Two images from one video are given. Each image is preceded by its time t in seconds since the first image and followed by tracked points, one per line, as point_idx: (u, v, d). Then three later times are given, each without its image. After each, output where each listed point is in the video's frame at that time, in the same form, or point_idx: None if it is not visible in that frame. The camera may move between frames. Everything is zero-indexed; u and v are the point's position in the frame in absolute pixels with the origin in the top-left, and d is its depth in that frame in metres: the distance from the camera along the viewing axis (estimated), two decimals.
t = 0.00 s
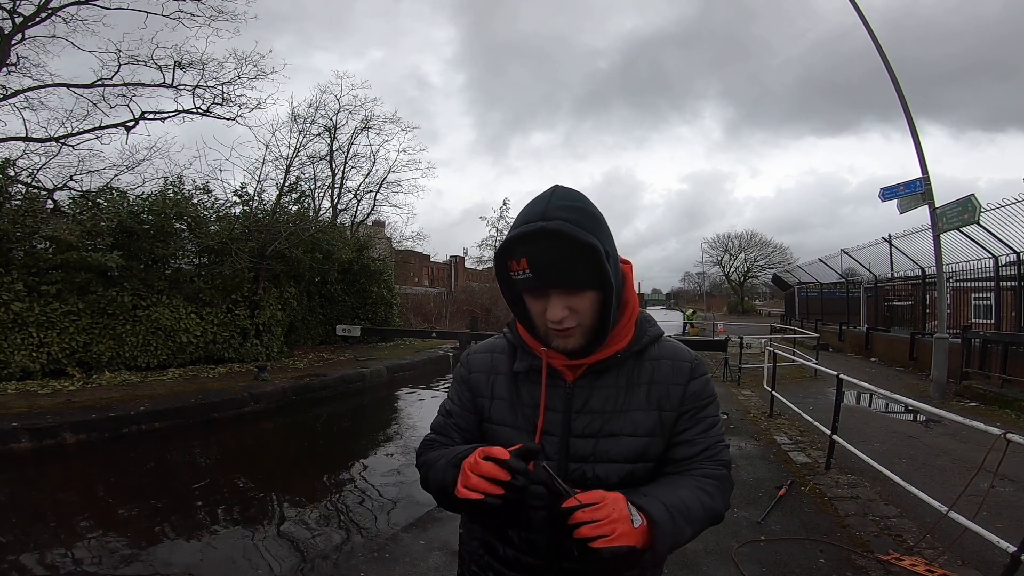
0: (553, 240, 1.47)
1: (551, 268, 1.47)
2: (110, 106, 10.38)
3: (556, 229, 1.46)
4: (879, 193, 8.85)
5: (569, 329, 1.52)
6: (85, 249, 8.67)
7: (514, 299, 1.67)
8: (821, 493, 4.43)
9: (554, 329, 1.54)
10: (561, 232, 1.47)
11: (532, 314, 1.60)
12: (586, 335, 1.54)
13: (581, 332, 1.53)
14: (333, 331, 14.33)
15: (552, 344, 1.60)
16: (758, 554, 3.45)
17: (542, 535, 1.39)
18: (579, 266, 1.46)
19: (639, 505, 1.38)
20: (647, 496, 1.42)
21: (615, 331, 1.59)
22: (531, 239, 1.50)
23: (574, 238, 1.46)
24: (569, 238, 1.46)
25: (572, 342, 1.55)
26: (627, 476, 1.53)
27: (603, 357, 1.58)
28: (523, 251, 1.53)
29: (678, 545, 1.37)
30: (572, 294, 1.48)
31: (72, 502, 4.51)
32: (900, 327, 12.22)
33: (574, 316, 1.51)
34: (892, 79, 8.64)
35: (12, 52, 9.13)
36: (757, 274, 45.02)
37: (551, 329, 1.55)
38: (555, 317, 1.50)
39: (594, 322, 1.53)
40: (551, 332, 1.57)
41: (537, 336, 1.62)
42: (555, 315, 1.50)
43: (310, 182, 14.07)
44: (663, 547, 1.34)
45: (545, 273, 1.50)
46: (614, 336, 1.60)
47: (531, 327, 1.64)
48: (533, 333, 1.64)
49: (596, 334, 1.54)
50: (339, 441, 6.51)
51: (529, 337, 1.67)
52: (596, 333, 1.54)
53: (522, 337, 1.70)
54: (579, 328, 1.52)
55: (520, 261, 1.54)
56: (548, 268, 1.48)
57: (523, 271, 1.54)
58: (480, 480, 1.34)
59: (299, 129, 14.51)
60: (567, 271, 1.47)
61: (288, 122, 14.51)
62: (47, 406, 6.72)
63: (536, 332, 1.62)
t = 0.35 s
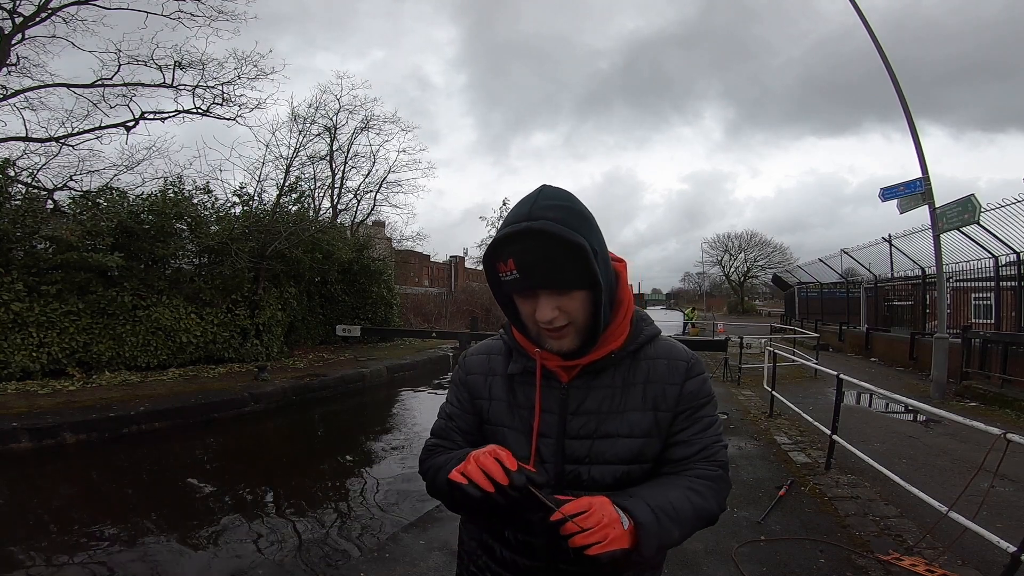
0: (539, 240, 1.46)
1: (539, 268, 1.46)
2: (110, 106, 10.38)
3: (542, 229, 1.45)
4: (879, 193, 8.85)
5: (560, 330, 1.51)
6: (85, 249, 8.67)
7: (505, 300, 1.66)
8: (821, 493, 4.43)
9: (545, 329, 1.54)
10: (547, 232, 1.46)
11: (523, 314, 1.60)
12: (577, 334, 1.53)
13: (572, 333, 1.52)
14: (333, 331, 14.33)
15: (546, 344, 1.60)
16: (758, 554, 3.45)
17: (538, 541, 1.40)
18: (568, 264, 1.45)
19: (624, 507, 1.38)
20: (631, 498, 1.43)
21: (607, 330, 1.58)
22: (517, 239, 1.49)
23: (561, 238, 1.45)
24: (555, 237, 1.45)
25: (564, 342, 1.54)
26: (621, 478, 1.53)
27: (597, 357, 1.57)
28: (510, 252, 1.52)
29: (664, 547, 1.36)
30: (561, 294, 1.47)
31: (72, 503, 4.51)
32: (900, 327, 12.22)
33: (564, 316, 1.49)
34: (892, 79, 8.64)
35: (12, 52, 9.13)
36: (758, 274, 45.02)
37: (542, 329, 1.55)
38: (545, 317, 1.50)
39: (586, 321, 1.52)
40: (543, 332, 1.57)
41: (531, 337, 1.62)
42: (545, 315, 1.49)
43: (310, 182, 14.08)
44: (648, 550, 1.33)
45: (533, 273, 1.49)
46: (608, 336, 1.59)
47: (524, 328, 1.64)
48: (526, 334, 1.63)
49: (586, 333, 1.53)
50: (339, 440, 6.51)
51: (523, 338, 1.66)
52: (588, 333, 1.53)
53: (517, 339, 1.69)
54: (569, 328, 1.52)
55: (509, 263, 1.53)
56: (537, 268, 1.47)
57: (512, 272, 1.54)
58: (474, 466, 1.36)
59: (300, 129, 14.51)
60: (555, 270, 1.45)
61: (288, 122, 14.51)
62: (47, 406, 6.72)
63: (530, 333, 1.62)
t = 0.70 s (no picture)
0: (540, 240, 1.47)
1: (541, 269, 1.46)
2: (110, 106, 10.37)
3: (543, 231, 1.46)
4: (879, 193, 8.85)
5: (562, 332, 1.51)
6: (85, 249, 8.66)
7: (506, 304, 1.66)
8: (821, 493, 4.42)
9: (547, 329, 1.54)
10: (550, 232, 1.46)
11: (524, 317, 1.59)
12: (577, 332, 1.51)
13: (574, 334, 1.52)
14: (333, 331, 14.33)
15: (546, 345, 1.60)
16: (759, 554, 3.45)
17: (533, 545, 1.40)
18: (571, 266, 1.45)
19: (621, 517, 1.37)
20: (628, 505, 1.42)
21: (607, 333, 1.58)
22: (520, 239, 1.49)
23: (564, 238, 1.45)
24: (559, 238, 1.45)
25: (566, 344, 1.54)
26: (620, 480, 1.53)
27: (598, 359, 1.57)
28: (511, 254, 1.52)
29: (660, 553, 1.37)
30: (563, 296, 1.47)
31: (72, 503, 4.50)
32: (900, 327, 12.22)
33: (566, 317, 1.49)
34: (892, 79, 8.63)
35: (12, 52, 9.12)
36: (758, 274, 45.01)
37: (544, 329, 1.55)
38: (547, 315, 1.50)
39: (586, 322, 1.52)
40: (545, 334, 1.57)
41: (532, 339, 1.61)
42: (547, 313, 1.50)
43: (310, 182, 14.08)
44: (645, 557, 1.33)
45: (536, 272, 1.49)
46: (610, 337, 1.59)
47: (525, 329, 1.63)
48: (527, 335, 1.63)
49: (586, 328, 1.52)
50: (339, 441, 6.51)
51: (523, 339, 1.66)
52: (589, 335, 1.53)
53: (517, 340, 1.69)
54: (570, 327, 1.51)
55: (511, 263, 1.53)
56: (538, 268, 1.47)
57: (514, 273, 1.53)
58: (450, 485, 1.40)
59: (299, 129, 14.51)
60: (558, 271, 1.45)
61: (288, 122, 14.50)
62: (47, 406, 6.72)
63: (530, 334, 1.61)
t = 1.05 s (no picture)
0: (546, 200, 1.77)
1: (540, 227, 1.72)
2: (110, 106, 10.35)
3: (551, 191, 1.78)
4: (879, 193, 8.86)
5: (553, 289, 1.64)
6: (85, 249, 8.66)
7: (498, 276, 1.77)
8: (821, 493, 4.43)
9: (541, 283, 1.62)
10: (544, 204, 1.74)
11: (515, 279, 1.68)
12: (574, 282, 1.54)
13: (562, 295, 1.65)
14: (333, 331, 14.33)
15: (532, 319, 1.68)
16: (758, 554, 3.45)
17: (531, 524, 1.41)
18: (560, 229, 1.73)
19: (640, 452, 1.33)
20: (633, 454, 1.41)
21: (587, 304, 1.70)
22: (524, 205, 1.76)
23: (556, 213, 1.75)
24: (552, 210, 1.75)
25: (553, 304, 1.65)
26: (603, 446, 1.56)
27: (575, 331, 1.65)
28: (521, 212, 1.76)
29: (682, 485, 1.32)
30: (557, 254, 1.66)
31: (71, 503, 4.50)
32: (900, 327, 12.23)
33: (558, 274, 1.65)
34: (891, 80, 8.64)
35: (12, 52, 9.11)
36: (758, 274, 45.04)
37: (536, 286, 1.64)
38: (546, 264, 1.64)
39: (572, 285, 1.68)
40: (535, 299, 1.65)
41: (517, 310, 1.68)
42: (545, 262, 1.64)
43: (310, 182, 14.08)
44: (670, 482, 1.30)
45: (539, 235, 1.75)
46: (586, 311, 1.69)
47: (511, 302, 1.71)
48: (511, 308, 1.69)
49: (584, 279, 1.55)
50: (339, 440, 6.52)
51: (506, 315, 1.71)
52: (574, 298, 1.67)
53: (499, 318, 1.73)
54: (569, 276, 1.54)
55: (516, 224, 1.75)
56: (546, 227, 1.73)
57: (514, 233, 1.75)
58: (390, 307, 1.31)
59: (300, 129, 14.52)
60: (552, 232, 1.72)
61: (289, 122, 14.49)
62: (47, 406, 6.72)
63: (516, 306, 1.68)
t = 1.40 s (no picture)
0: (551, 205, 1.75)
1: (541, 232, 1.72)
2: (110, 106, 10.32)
3: (555, 197, 1.75)
4: (879, 193, 8.85)
5: (553, 291, 1.63)
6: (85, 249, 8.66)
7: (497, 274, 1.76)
8: (821, 493, 4.43)
9: (542, 277, 1.62)
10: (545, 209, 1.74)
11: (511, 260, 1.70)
12: (588, 252, 1.55)
13: (563, 296, 1.63)
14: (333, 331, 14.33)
15: (534, 319, 1.67)
16: (758, 554, 3.45)
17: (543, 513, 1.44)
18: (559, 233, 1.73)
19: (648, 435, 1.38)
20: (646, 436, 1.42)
21: (586, 306, 1.71)
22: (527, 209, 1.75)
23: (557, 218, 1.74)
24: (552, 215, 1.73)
25: (554, 306, 1.63)
26: (602, 443, 1.56)
27: (577, 331, 1.64)
28: (522, 217, 1.77)
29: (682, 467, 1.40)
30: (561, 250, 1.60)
31: (72, 503, 4.51)
32: (900, 327, 12.22)
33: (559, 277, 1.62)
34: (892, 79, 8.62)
35: (12, 52, 9.10)
36: (758, 274, 45.02)
37: (537, 283, 1.63)
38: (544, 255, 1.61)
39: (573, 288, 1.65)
40: (535, 298, 1.64)
41: (521, 313, 1.68)
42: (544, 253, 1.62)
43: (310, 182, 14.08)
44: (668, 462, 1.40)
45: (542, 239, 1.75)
46: (585, 315, 1.68)
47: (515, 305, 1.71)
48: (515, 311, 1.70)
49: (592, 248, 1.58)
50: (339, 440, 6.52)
51: (511, 318, 1.72)
52: (575, 300, 1.66)
53: (505, 320, 1.73)
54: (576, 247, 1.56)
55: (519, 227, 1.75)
56: (547, 231, 1.73)
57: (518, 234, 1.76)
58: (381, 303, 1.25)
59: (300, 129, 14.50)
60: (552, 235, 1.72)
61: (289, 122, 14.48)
62: (47, 406, 6.72)
63: (516, 303, 1.68)
